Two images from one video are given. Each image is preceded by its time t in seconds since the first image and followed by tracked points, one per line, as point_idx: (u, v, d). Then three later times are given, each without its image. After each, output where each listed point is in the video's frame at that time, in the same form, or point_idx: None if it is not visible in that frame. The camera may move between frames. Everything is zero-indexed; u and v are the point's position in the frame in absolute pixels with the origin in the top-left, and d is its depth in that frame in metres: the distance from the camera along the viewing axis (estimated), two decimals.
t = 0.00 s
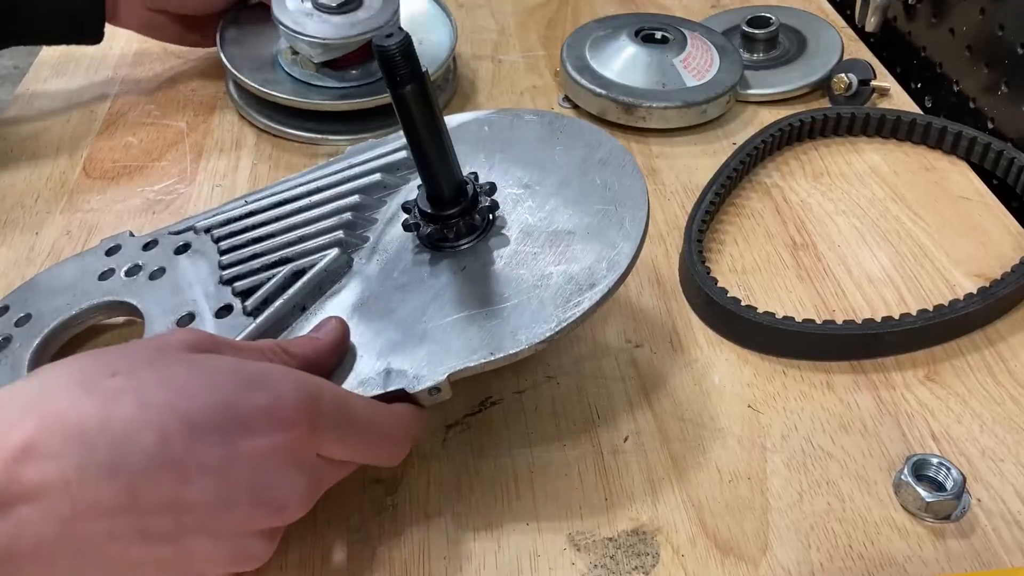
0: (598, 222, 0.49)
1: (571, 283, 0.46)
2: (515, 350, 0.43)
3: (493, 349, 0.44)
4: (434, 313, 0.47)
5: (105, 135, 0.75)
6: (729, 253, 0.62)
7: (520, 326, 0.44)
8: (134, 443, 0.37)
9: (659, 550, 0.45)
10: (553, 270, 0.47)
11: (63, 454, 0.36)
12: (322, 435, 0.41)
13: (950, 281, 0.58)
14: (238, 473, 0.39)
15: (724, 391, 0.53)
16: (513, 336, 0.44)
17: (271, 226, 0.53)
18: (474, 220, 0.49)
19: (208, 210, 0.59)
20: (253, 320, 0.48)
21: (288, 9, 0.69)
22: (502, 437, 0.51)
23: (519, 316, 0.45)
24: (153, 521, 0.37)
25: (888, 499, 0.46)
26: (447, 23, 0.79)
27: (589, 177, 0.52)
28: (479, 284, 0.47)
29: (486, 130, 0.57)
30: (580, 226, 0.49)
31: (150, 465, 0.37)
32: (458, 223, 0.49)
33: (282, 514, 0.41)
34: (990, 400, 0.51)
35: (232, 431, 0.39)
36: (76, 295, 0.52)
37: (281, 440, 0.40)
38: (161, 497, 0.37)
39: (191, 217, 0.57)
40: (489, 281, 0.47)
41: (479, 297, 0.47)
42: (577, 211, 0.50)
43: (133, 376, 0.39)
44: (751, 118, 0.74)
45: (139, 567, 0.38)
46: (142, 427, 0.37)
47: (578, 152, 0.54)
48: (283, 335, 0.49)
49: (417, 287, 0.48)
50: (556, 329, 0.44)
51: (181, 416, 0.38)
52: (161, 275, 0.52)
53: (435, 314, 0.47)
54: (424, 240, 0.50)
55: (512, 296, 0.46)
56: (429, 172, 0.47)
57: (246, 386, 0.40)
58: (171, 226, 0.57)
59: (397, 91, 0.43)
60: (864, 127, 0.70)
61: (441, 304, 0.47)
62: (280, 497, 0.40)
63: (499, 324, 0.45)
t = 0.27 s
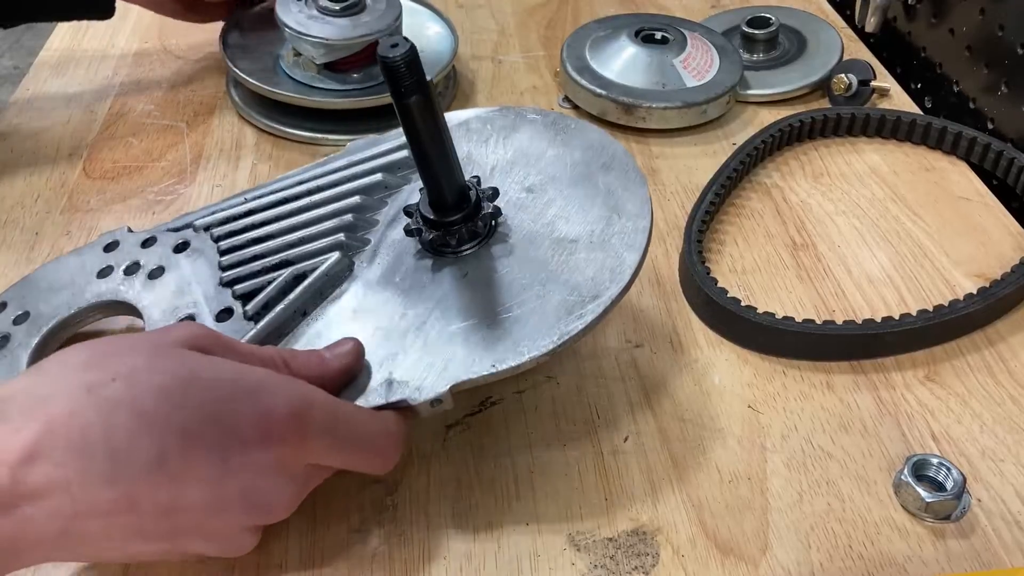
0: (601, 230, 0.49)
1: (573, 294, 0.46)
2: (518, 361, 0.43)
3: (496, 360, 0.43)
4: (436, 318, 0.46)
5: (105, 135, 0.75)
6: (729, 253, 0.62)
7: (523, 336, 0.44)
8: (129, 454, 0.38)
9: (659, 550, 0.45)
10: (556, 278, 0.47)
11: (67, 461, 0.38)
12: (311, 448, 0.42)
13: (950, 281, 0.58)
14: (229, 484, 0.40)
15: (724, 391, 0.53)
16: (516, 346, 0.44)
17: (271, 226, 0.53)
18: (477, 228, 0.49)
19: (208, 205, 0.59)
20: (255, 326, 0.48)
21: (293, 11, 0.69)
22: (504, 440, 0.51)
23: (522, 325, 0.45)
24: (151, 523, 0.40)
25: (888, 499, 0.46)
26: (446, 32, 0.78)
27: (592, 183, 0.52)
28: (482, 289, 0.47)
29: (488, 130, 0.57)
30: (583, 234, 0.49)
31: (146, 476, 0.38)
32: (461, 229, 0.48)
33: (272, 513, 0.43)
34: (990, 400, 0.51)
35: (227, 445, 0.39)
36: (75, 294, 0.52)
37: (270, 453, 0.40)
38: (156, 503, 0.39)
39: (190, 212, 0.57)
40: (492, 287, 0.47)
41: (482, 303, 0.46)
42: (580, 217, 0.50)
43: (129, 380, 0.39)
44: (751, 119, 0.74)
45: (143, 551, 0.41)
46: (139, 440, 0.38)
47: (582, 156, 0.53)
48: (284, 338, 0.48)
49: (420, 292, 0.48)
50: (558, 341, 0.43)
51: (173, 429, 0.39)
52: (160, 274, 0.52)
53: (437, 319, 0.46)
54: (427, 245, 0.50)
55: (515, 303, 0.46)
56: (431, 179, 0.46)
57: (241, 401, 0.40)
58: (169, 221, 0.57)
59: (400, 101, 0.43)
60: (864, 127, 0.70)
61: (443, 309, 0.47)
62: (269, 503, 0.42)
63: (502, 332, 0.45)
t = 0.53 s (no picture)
0: (598, 228, 0.49)
1: (572, 292, 0.45)
2: (517, 360, 0.43)
3: (495, 361, 0.43)
4: (435, 320, 0.46)
5: (105, 135, 0.75)
6: (729, 253, 0.62)
7: (522, 336, 0.44)
8: (129, 453, 0.38)
9: (659, 550, 0.45)
10: (556, 278, 0.46)
11: (71, 463, 0.39)
12: (311, 443, 0.42)
13: (950, 281, 0.58)
14: (230, 480, 0.40)
15: (723, 391, 0.53)
16: (516, 346, 0.43)
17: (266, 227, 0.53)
18: (474, 227, 0.49)
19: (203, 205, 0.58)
20: (251, 327, 0.48)
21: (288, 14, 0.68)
22: (502, 437, 0.51)
23: (522, 326, 0.44)
24: (154, 520, 0.40)
25: (888, 499, 0.46)
26: (437, 33, 0.79)
27: (587, 182, 0.52)
28: (480, 289, 0.47)
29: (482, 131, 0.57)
30: (579, 233, 0.49)
31: (147, 476, 0.38)
32: (459, 229, 0.48)
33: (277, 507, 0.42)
34: (991, 400, 0.51)
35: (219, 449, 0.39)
36: (67, 296, 0.52)
37: (270, 449, 0.41)
38: (160, 500, 0.39)
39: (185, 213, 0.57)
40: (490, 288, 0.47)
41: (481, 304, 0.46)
42: (576, 216, 0.50)
43: (129, 381, 0.40)
44: (751, 118, 0.74)
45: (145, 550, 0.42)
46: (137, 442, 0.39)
47: (576, 156, 0.54)
48: (281, 340, 0.49)
49: (418, 293, 0.48)
50: (558, 338, 0.43)
51: (174, 428, 0.39)
52: (153, 275, 0.52)
53: (435, 320, 0.46)
54: (424, 245, 0.50)
55: (514, 303, 0.46)
56: (428, 177, 0.46)
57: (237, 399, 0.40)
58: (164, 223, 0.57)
59: (399, 100, 0.42)
60: (864, 127, 0.70)
61: (442, 310, 0.47)
62: (272, 497, 0.42)
63: (501, 334, 0.44)
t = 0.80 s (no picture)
0: (611, 245, 0.48)
1: (582, 321, 0.45)
2: (525, 395, 0.42)
3: (503, 392, 0.42)
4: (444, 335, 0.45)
5: (105, 135, 0.75)
6: (729, 253, 0.62)
7: (532, 366, 0.43)
8: (135, 490, 0.37)
9: (659, 550, 0.45)
10: (568, 294, 0.46)
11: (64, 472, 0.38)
12: (321, 477, 0.41)
13: (950, 281, 0.58)
14: (238, 516, 0.40)
15: (723, 391, 0.53)
16: (525, 378, 0.43)
17: (254, 201, 0.52)
18: (481, 237, 0.48)
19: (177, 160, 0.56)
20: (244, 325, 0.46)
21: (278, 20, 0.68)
22: (501, 437, 0.51)
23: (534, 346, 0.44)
24: (161, 548, 0.40)
25: (888, 499, 0.46)
26: (424, 34, 0.80)
27: (600, 189, 0.51)
28: (490, 301, 0.46)
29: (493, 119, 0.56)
30: (592, 249, 0.48)
31: (155, 514, 0.38)
32: (466, 236, 0.48)
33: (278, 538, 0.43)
34: (990, 400, 0.51)
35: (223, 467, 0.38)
36: (28, 255, 0.52)
37: (280, 487, 0.40)
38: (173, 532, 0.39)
39: (160, 171, 0.55)
40: (500, 300, 0.46)
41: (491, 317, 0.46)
42: (588, 227, 0.49)
43: (135, 415, 0.38)
44: (751, 118, 0.74)
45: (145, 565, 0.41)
46: (146, 481, 0.37)
47: (592, 159, 0.53)
48: (274, 338, 0.47)
49: (423, 298, 0.47)
50: (566, 373, 0.43)
51: (183, 467, 0.38)
52: (129, 242, 0.52)
53: (441, 331, 0.46)
54: (427, 245, 0.49)
55: (525, 317, 0.45)
56: (444, 187, 0.46)
57: (249, 436, 0.39)
58: (135, 177, 0.55)
59: (424, 118, 0.41)
60: (864, 127, 0.70)
61: (450, 321, 0.46)
62: (278, 529, 0.42)
63: (513, 353, 0.44)
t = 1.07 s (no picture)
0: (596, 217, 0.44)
1: (567, 307, 0.42)
2: (510, 394, 0.41)
3: (488, 391, 0.41)
4: (425, 330, 0.43)
5: (105, 135, 0.75)
6: (729, 253, 0.62)
7: (517, 362, 0.41)
8: (126, 521, 0.36)
9: (659, 550, 0.45)
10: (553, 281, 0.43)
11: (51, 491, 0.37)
12: (309, 492, 0.40)
13: (950, 281, 0.58)
14: (228, 538, 0.39)
15: (723, 391, 0.53)
16: (509, 376, 0.41)
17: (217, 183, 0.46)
18: (460, 219, 0.44)
19: (129, 135, 0.50)
20: (217, 327, 0.43)
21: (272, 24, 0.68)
22: (502, 437, 0.51)
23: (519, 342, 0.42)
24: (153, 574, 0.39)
25: (888, 499, 0.46)
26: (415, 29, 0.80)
27: (582, 146, 0.45)
28: (472, 292, 0.43)
29: (458, 58, 0.50)
30: (576, 222, 0.44)
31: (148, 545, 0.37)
32: (443, 220, 0.44)
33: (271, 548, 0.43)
34: (990, 400, 0.51)
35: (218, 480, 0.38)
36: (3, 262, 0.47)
37: (268, 510, 0.39)
38: (158, 563, 0.38)
39: (114, 149, 0.49)
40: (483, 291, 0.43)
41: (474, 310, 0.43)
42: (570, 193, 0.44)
43: (118, 454, 0.36)
44: (751, 118, 0.74)
45: None
46: (135, 517, 0.36)
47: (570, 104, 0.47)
48: (248, 334, 0.44)
49: (404, 291, 0.44)
50: (552, 369, 0.41)
51: (170, 503, 0.36)
52: (90, 236, 0.46)
53: (423, 327, 0.43)
54: (402, 233, 0.45)
55: (509, 309, 0.43)
56: (419, 176, 0.42)
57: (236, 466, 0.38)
58: (87, 159, 0.49)
59: (389, 117, 0.38)
60: (864, 127, 0.70)
61: (429, 315, 0.43)
62: (271, 545, 0.42)
63: (497, 349, 0.42)
